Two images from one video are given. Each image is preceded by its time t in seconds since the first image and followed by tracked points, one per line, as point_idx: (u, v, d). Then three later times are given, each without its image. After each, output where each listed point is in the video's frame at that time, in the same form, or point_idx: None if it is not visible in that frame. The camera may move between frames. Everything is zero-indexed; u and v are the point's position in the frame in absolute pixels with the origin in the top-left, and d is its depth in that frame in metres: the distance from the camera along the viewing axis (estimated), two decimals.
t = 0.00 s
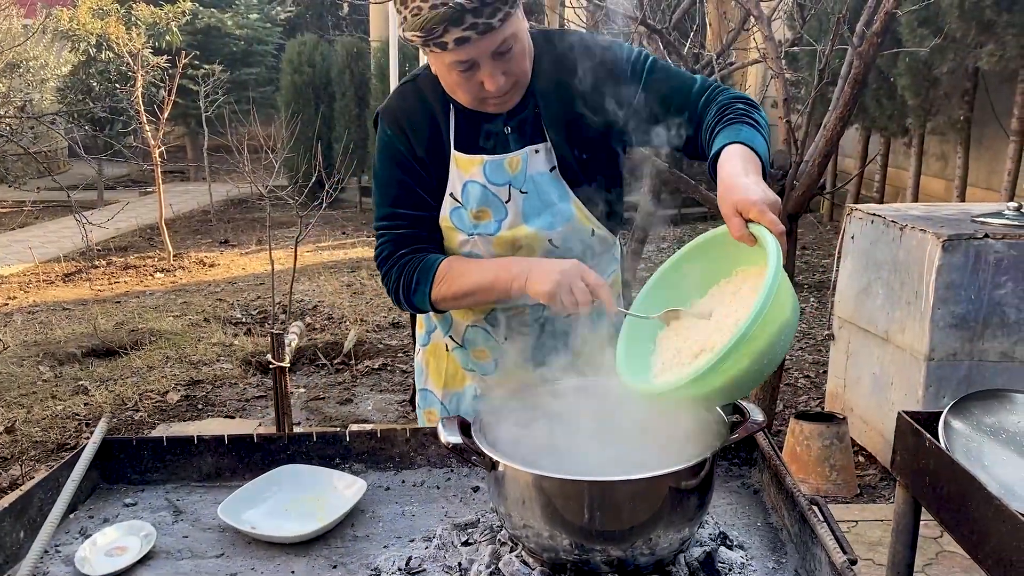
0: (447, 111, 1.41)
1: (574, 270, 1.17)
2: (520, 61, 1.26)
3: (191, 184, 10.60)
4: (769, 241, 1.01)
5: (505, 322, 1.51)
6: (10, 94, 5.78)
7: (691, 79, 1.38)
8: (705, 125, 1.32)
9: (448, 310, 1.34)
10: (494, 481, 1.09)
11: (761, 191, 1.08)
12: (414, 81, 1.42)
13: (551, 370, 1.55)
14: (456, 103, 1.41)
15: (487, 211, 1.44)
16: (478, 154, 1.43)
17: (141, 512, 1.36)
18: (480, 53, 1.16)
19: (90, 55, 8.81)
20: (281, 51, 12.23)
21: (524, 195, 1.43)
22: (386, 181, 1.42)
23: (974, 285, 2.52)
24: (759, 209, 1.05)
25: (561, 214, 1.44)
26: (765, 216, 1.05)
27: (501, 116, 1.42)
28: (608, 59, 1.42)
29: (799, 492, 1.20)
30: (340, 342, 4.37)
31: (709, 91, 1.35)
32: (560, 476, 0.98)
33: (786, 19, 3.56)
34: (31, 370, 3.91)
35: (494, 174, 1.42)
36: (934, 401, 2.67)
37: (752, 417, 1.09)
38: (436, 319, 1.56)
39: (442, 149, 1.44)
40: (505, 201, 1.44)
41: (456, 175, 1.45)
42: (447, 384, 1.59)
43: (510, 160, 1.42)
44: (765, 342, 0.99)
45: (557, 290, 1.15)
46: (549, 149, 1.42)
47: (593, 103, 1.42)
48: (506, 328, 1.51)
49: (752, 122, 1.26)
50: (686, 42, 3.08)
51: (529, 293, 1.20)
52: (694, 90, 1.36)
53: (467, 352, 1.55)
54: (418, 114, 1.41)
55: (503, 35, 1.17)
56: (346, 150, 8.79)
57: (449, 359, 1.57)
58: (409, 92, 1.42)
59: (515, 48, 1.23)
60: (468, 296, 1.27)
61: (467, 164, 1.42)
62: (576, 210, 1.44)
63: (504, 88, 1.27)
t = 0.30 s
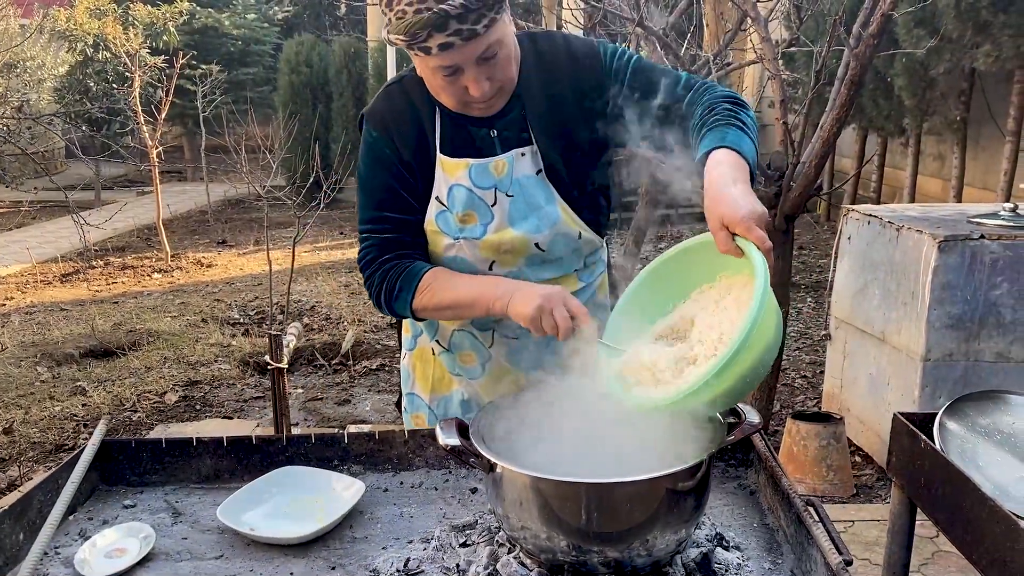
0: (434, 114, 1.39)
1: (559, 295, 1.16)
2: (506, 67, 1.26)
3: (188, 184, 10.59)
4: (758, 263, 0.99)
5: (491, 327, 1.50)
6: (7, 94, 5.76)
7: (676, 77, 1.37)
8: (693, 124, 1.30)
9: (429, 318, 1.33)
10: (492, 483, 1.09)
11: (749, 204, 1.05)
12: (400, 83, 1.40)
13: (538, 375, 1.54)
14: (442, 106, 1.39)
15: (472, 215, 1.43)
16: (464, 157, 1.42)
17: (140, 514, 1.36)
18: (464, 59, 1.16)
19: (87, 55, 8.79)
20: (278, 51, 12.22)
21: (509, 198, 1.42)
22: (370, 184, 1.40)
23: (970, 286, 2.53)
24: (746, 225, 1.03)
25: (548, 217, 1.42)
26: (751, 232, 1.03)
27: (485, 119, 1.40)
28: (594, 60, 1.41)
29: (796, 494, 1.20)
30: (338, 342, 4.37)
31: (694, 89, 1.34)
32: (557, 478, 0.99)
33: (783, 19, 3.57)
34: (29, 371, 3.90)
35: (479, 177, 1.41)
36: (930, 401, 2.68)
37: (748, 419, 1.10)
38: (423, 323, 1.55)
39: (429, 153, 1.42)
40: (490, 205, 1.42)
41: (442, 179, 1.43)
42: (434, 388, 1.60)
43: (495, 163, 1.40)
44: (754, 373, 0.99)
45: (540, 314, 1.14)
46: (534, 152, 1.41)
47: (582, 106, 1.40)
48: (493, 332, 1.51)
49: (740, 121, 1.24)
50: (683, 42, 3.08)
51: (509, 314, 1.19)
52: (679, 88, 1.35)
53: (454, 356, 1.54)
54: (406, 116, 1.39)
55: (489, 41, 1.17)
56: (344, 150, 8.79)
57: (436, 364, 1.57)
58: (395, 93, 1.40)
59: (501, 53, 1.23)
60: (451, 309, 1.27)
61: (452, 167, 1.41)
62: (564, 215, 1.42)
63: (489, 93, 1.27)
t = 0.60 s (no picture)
0: (414, 116, 1.39)
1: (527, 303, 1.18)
2: (482, 70, 1.25)
3: (185, 184, 10.57)
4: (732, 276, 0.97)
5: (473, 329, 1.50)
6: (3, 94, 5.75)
7: (659, 74, 1.31)
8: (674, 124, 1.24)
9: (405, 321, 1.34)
10: (490, 484, 1.10)
11: (726, 213, 1.01)
12: (382, 86, 1.41)
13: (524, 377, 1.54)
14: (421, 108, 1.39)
15: (452, 218, 1.42)
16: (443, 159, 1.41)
17: (139, 515, 1.37)
18: (437, 61, 1.16)
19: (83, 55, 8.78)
20: (274, 51, 12.21)
21: (489, 201, 1.41)
22: (352, 186, 1.41)
23: (966, 286, 2.54)
24: (723, 237, 0.99)
25: (528, 219, 1.40)
26: (727, 245, 0.99)
27: (465, 120, 1.39)
28: (576, 60, 1.38)
29: (791, 494, 1.21)
30: (335, 342, 4.36)
31: (676, 84, 1.27)
32: (554, 479, 0.99)
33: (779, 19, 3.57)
34: (25, 372, 3.89)
35: (458, 179, 1.40)
36: (925, 401, 2.69)
37: (744, 420, 1.11)
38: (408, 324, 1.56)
39: (409, 155, 1.42)
40: (469, 208, 1.41)
41: (422, 181, 1.43)
42: (422, 389, 1.61)
43: (474, 165, 1.40)
44: (731, 388, 1.00)
45: (504, 322, 1.16)
46: (513, 154, 1.39)
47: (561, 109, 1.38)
48: (477, 334, 1.50)
49: (720, 122, 1.18)
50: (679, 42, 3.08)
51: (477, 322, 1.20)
52: (659, 85, 1.29)
53: (439, 357, 1.55)
54: (388, 119, 1.39)
55: (463, 44, 1.16)
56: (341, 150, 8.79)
57: (423, 366, 1.58)
58: (378, 97, 1.40)
59: (477, 57, 1.22)
60: (422, 313, 1.28)
61: (431, 170, 1.41)
62: (546, 217, 1.41)
63: (464, 96, 1.26)
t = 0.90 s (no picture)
0: (402, 120, 1.39)
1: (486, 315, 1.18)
2: (474, 72, 1.26)
3: (180, 184, 10.55)
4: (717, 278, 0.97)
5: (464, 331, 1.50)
6: None
7: (648, 73, 1.30)
8: (664, 124, 1.24)
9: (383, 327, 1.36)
10: (487, 485, 1.10)
11: (712, 214, 1.01)
12: (370, 91, 1.40)
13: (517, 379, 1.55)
14: (411, 111, 1.38)
15: (439, 222, 1.43)
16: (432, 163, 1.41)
17: (137, 517, 1.37)
18: (432, 64, 1.17)
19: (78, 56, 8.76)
20: (270, 51, 12.19)
21: (477, 205, 1.41)
22: (341, 191, 1.42)
23: (960, 286, 2.55)
24: (707, 238, 0.99)
25: (516, 222, 1.40)
26: (710, 247, 0.98)
27: (455, 124, 1.38)
28: (564, 61, 1.38)
29: (786, 494, 1.22)
30: (331, 343, 4.36)
31: (664, 83, 1.27)
32: (552, 480, 1.00)
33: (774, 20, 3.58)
34: (21, 373, 3.89)
35: (445, 184, 1.40)
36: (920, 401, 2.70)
37: (738, 420, 1.11)
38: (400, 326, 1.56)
39: (396, 160, 1.42)
40: (457, 213, 1.42)
41: (409, 187, 1.43)
42: (415, 392, 1.61)
43: (461, 169, 1.40)
44: (717, 390, 1.02)
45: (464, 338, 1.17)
46: (502, 157, 1.39)
47: (549, 110, 1.37)
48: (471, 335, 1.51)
49: (708, 119, 1.17)
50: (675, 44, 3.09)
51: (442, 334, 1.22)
52: (648, 84, 1.29)
53: (431, 360, 1.55)
54: (376, 124, 1.39)
55: (455, 46, 1.17)
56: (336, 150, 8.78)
57: (417, 368, 1.58)
58: (364, 101, 1.40)
59: (469, 59, 1.23)
60: (394, 321, 1.30)
61: (418, 175, 1.41)
62: (535, 220, 1.41)
63: (457, 99, 1.27)
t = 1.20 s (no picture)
0: (397, 124, 1.38)
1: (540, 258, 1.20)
2: (467, 74, 1.27)
3: (174, 185, 10.53)
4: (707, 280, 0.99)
5: (466, 330, 1.51)
6: None
7: (630, 65, 1.33)
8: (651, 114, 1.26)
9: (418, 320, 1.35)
10: (482, 487, 1.11)
11: (695, 206, 1.02)
12: (362, 95, 1.39)
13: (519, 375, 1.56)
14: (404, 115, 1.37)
15: (441, 223, 1.43)
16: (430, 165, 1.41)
17: (131, 519, 1.37)
18: (426, 67, 1.17)
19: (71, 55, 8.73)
20: (264, 51, 12.17)
21: (477, 205, 1.42)
22: (341, 195, 1.39)
23: (952, 287, 2.56)
24: (690, 229, 1.00)
25: (515, 220, 1.43)
26: (696, 237, 1.00)
27: (449, 126, 1.38)
28: (548, 59, 1.39)
29: (779, 496, 1.23)
30: (326, 344, 4.35)
31: (648, 74, 1.30)
32: (545, 482, 1.01)
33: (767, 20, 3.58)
34: (14, 375, 3.88)
35: (446, 185, 1.41)
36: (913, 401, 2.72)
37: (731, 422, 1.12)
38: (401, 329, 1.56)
39: (395, 163, 1.41)
40: (459, 213, 1.43)
41: (409, 189, 1.43)
42: (416, 395, 1.61)
43: (460, 170, 1.40)
44: (711, 378, 1.03)
45: (527, 287, 1.19)
46: (497, 156, 1.40)
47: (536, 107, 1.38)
48: (472, 335, 1.51)
49: (693, 109, 1.19)
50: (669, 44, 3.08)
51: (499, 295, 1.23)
52: (632, 76, 1.31)
53: (433, 361, 1.55)
54: (372, 127, 1.38)
55: (449, 49, 1.17)
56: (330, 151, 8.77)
57: (417, 371, 1.59)
58: (355, 104, 1.39)
59: (461, 60, 1.23)
60: (438, 305, 1.29)
61: (419, 176, 1.40)
62: (532, 217, 1.43)
63: (452, 101, 1.28)
